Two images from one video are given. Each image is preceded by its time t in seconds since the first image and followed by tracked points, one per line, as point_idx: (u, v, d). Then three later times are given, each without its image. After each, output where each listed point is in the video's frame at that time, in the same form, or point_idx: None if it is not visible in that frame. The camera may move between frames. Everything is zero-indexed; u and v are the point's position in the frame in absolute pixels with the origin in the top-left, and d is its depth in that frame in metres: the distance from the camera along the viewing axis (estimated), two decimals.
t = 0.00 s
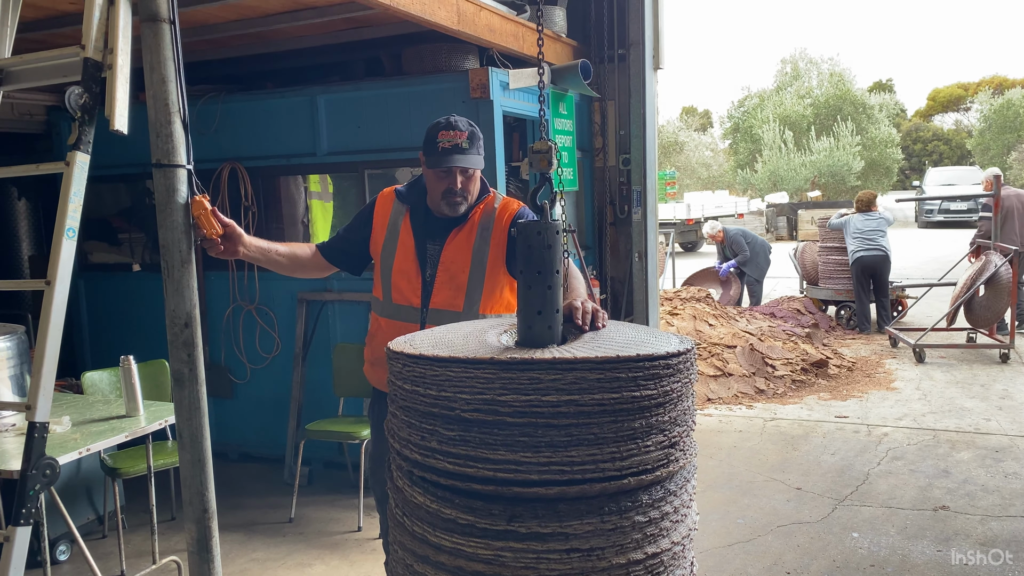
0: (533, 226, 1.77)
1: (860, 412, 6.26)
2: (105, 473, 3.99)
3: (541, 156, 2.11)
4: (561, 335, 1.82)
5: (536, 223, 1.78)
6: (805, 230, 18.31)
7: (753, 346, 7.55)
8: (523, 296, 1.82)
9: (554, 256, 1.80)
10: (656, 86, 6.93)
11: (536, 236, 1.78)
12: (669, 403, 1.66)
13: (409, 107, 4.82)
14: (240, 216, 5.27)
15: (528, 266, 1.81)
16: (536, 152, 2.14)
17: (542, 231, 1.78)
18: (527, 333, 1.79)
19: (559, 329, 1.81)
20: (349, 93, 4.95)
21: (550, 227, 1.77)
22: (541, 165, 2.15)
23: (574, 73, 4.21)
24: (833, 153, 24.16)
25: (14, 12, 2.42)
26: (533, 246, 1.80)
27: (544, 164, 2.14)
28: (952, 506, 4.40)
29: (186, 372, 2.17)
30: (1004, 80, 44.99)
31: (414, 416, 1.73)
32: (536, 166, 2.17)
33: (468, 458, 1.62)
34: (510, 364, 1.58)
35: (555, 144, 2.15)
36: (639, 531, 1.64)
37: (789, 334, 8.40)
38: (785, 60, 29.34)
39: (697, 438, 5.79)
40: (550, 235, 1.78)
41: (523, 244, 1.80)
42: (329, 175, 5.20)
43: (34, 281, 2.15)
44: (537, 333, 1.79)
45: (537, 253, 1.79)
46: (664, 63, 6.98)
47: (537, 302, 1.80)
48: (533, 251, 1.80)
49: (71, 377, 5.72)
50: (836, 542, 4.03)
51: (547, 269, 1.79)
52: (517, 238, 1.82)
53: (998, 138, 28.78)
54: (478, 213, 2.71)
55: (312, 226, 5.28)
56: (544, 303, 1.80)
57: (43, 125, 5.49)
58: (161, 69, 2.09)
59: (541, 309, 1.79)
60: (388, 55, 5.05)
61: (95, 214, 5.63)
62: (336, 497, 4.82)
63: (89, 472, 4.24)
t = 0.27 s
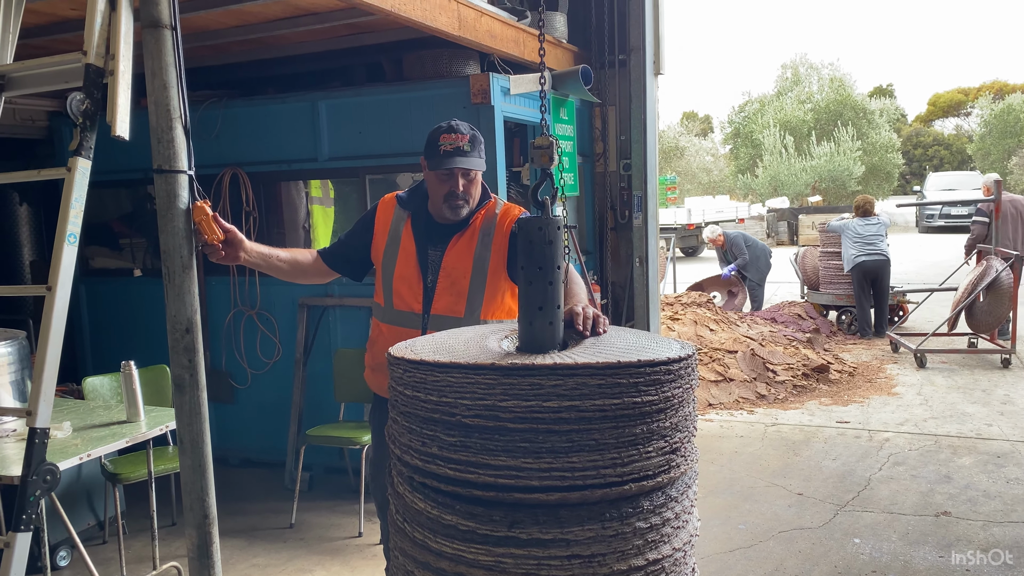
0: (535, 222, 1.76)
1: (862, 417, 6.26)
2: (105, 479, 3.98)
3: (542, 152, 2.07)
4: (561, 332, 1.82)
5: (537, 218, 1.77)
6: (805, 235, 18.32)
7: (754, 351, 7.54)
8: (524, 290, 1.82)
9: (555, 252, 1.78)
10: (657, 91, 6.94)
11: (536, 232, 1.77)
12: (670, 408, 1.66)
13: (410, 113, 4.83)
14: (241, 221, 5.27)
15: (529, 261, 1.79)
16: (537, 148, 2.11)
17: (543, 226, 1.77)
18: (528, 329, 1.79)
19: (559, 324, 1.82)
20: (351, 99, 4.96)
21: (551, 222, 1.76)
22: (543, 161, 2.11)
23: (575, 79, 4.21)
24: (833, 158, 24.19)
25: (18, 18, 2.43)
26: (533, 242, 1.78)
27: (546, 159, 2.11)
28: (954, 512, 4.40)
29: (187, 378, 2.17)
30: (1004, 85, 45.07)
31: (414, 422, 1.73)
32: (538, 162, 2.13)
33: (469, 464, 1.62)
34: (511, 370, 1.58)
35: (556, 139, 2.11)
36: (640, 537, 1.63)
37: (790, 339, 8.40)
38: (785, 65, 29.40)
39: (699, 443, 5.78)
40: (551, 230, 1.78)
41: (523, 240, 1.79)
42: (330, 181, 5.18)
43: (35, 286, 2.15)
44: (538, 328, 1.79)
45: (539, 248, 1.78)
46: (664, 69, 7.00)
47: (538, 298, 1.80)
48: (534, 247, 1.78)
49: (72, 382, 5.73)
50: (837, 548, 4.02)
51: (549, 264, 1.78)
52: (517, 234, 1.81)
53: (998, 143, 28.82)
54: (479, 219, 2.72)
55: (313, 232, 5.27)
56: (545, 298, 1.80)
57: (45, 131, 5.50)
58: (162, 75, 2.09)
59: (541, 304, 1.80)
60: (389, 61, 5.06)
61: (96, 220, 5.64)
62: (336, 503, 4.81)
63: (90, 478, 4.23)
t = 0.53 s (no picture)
0: (535, 215, 1.77)
1: (863, 422, 6.25)
2: (106, 484, 3.98)
3: (543, 145, 2.04)
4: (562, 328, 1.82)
5: (537, 212, 1.77)
6: (806, 239, 18.33)
7: (755, 356, 7.54)
8: (525, 284, 1.82)
9: (555, 246, 1.79)
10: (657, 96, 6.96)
11: (537, 226, 1.77)
12: (671, 414, 1.65)
13: (411, 117, 4.83)
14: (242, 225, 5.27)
15: (529, 255, 1.79)
16: (538, 141, 2.08)
17: (544, 221, 1.77)
18: (529, 323, 1.79)
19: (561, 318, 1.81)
20: (352, 104, 4.97)
21: (552, 216, 1.77)
22: (544, 155, 2.08)
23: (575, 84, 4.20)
24: (834, 162, 24.21)
25: (19, 22, 2.43)
26: (535, 236, 1.79)
27: (546, 154, 2.08)
28: (955, 517, 4.38)
29: (188, 383, 2.17)
30: (1004, 89, 45.14)
31: (415, 427, 1.72)
32: (538, 157, 2.11)
33: (470, 469, 1.62)
34: (512, 375, 1.58)
35: (558, 132, 2.09)
36: (642, 542, 1.63)
37: (791, 344, 8.39)
38: (785, 70, 29.46)
39: (700, 448, 5.78)
40: (552, 224, 1.78)
41: (524, 235, 1.79)
42: (332, 186, 5.19)
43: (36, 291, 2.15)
44: (540, 323, 1.79)
45: (539, 243, 1.78)
46: (665, 73, 7.01)
47: (539, 292, 1.80)
48: (535, 241, 1.79)
49: (72, 387, 5.72)
50: (838, 553, 4.01)
51: (550, 257, 1.78)
52: (518, 229, 1.82)
53: (998, 148, 28.84)
54: (481, 223, 2.72)
55: (315, 237, 5.28)
56: (546, 292, 1.80)
57: (46, 136, 5.51)
58: (163, 79, 2.09)
59: (542, 298, 1.80)
60: (390, 65, 5.07)
61: (97, 224, 5.64)
62: (337, 508, 4.80)
63: (90, 483, 4.23)
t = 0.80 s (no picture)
0: (535, 209, 1.75)
1: (864, 426, 6.24)
2: (105, 489, 3.97)
3: (543, 139, 2.01)
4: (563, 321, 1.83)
5: (538, 205, 1.76)
6: (807, 243, 18.33)
7: (755, 360, 7.53)
8: (526, 278, 1.81)
9: (555, 238, 1.77)
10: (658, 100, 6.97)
11: (537, 219, 1.76)
12: (672, 418, 1.65)
13: (411, 122, 4.84)
14: (242, 230, 5.27)
15: (530, 248, 1.78)
16: (537, 135, 2.05)
17: (545, 213, 1.75)
18: (530, 317, 1.80)
19: (561, 311, 1.82)
20: (352, 108, 4.97)
21: (552, 209, 1.75)
22: (545, 148, 2.05)
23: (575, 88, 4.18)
24: (834, 167, 24.22)
25: (20, 25, 2.42)
26: (535, 228, 1.77)
27: (546, 147, 2.05)
28: (957, 521, 4.37)
29: (187, 388, 2.17)
30: (1004, 94, 45.22)
31: (415, 432, 1.72)
32: (538, 149, 2.07)
33: (470, 474, 1.62)
34: (512, 379, 1.57)
35: (557, 124, 2.06)
36: (643, 547, 1.62)
37: (792, 349, 8.39)
38: (785, 75, 29.49)
39: (700, 453, 5.77)
40: (552, 217, 1.77)
41: (524, 229, 1.77)
42: (332, 190, 5.20)
43: (36, 296, 2.15)
44: (541, 316, 1.80)
45: (540, 236, 1.77)
46: (665, 78, 7.02)
47: (541, 285, 1.80)
48: (535, 234, 1.77)
49: (72, 392, 5.72)
50: (840, 558, 4.00)
51: (550, 251, 1.77)
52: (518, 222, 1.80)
53: (998, 152, 28.86)
54: (481, 227, 2.71)
55: (315, 241, 5.28)
56: (546, 286, 1.80)
57: (46, 140, 5.51)
58: (163, 84, 2.09)
59: (543, 292, 1.80)
60: (391, 71, 5.08)
61: (97, 229, 5.64)
62: (337, 513, 4.79)
63: (90, 488, 4.22)
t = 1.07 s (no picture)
0: (535, 201, 1.74)
1: (864, 430, 6.23)
2: (105, 493, 3.96)
3: (543, 133, 1.98)
4: (562, 315, 1.83)
5: (537, 199, 1.75)
6: (807, 247, 18.35)
7: (755, 364, 7.52)
8: (524, 272, 1.80)
9: (555, 232, 1.77)
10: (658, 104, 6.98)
11: (536, 212, 1.75)
12: (672, 422, 1.65)
13: (411, 126, 4.85)
14: (242, 234, 5.28)
15: (530, 242, 1.77)
16: (537, 127, 2.02)
17: (545, 207, 1.75)
18: (529, 310, 1.80)
19: (561, 305, 1.82)
20: (352, 112, 4.98)
21: (552, 202, 1.75)
22: (543, 141, 2.03)
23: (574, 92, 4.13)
24: (834, 170, 24.22)
25: (20, 29, 2.42)
26: (535, 223, 1.76)
27: (546, 140, 2.02)
28: (958, 525, 4.36)
29: (187, 392, 2.16)
30: (1003, 98, 45.29)
31: (415, 436, 1.72)
32: (538, 142, 2.05)
33: (470, 478, 1.61)
34: (512, 384, 1.57)
35: (557, 119, 2.04)
36: (643, 552, 1.62)
37: (792, 352, 8.38)
38: (785, 79, 29.53)
39: (701, 457, 5.76)
40: (552, 210, 1.76)
41: (524, 223, 1.77)
42: (332, 194, 5.19)
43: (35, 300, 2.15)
44: (540, 310, 1.80)
45: (539, 229, 1.76)
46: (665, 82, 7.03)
47: (540, 279, 1.79)
48: (535, 229, 1.76)
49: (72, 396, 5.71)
50: (840, 562, 3.99)
51: (550, 245, 1.76)
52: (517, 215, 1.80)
53: (998, 156, 28.88)
54: (481, 232, 2.71)
55: (315, 245, 5.27)
56: (546, 280, 1.79)
57: (47, 144, 5.52)
58: (163, 88, 2.10)
59: (542, 286, 1.79)
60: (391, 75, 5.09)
61: (98, 233, 5.64)
62: (336, 517, 4.78)
63: (89, 492, 4.21)
